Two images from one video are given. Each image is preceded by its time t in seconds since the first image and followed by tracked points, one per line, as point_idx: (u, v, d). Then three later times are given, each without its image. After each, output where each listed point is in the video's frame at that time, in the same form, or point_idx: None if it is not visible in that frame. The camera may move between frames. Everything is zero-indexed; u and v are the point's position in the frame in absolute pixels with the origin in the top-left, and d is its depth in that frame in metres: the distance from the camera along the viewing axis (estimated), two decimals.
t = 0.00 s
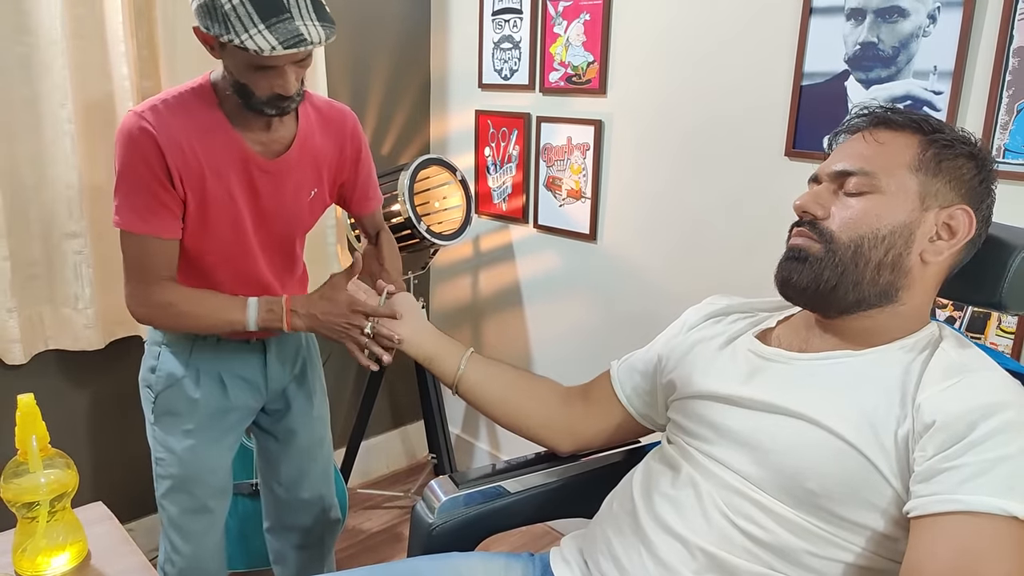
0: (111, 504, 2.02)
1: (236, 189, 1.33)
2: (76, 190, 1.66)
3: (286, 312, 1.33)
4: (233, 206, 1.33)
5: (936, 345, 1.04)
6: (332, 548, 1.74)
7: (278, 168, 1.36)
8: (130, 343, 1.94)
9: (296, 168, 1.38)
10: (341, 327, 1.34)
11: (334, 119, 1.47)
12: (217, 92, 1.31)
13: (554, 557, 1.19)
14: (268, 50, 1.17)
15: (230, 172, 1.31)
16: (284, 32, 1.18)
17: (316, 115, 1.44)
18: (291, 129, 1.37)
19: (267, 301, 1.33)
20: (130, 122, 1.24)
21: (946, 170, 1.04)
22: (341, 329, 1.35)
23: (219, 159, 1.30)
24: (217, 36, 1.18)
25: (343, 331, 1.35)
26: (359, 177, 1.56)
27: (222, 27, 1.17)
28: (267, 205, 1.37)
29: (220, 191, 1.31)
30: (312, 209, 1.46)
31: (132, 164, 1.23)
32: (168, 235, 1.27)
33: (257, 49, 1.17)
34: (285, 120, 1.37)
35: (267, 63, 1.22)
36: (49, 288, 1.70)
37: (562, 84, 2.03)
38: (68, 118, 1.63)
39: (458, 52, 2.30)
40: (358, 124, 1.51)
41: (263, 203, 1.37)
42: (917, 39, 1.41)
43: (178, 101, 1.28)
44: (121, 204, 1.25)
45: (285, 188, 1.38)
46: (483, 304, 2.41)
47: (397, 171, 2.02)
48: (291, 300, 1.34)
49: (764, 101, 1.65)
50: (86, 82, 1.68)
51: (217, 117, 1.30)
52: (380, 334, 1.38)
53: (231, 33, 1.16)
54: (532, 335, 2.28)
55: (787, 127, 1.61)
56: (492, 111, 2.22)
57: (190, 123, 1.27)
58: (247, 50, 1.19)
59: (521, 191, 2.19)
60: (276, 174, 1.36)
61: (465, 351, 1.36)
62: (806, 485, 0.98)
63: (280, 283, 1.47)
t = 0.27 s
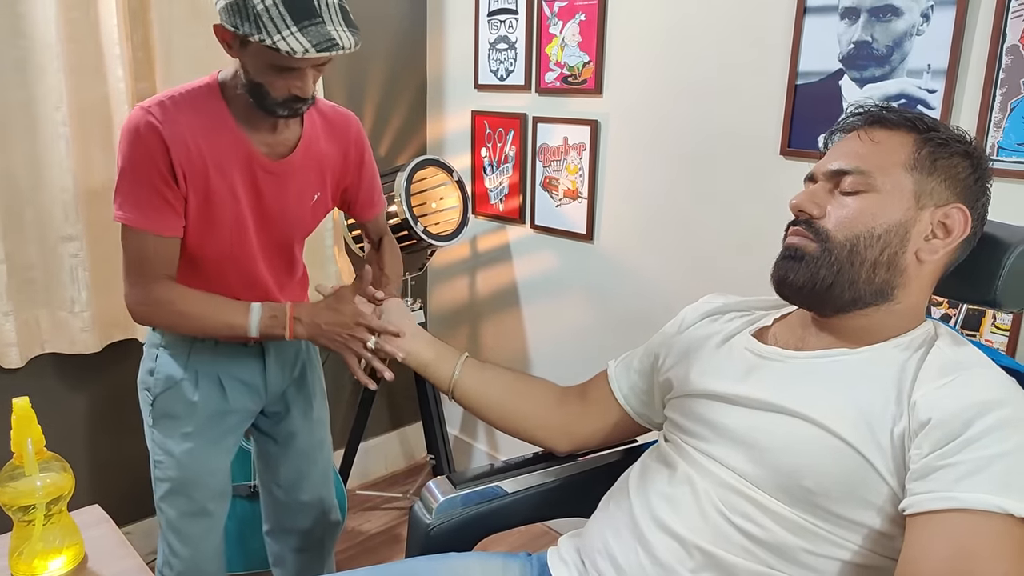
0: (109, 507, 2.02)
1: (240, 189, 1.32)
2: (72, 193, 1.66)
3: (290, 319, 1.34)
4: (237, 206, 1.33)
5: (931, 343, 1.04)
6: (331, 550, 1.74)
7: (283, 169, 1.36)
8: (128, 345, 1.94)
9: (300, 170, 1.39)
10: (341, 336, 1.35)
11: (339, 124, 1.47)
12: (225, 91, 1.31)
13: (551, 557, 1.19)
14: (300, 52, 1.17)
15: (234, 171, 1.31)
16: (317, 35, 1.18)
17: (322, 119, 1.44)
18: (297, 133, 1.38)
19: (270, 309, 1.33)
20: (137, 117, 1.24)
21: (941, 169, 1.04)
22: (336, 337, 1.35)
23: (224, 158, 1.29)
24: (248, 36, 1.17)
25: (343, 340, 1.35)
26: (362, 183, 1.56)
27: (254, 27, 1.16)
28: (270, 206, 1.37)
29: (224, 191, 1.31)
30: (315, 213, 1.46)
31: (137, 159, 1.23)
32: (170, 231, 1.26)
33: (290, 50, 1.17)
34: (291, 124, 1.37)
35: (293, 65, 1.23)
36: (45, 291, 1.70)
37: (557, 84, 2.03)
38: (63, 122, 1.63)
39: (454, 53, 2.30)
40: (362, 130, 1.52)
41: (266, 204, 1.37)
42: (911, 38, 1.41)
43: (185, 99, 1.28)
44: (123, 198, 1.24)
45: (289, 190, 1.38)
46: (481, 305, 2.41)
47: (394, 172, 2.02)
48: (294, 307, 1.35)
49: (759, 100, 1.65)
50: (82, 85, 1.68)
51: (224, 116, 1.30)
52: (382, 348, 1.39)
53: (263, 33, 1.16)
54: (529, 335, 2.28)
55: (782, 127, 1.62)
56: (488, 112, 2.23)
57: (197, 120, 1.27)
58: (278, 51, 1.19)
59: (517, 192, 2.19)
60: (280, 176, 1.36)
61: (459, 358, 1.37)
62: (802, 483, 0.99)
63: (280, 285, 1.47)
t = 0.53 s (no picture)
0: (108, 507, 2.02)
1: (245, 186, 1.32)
2: (71, 194, 1.66)
3: (301, 326, 1.32)
4: (242, 203, 1.33)
5: (929, 342, 1.04)
6: (332, 551, 1.74)
7: (289, 169, 1.36)
8: (127, 345, 1.94)
9: (305, 170, 1.39)
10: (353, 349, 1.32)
11: (344, 126, 1.48)
12: (233, 89, 1.32)
13: (549, 556, 1.18)
14: (310, 48, 1.19)
15: (240, 168, 1.31)
16: (326, 33, 1.20)
17: (327, 121, 1.45)
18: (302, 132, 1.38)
19: (281, 313, 1.32)
20: (145, 112, 1.24)
21: (937, 168, 1.04)
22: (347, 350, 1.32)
23: (230, 155, 1.30)
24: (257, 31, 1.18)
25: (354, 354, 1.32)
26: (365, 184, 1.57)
27: (264, 23, 1.17)
28: (275, 205, 1.37)
29: (230, 188, 1.31)
30: (318, 214, 1.46)
31: (144, 153, 1.23)
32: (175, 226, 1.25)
33: (299, 46, 1.18)
34: (296, 123, 1.38)
35: (300, 62, 1.24)
36: (44, 291, 1.71)
37: (556, 84, 2.03)
38: (62, 122, 1.63)
39: (453, 53, 2.30)
40: (366, 133, 1.53)
41: (271, 203, 1.37)
42: (909, 37, 1.41)
43: (193, 95, 1.29)
44: (129, 192, 1.24)
45: (294, 190, 1.38)
46: (480, 304, 2.41)
47: (393, 172, 2.02)
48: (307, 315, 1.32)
49: (757, 99, 1.65)
50: (81, 85, 1.68)
51: (231, 113, 1.30)
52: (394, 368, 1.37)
53: (272, 28, 1.17)
54: (528, 335, 2.28)
55: (780, 126, 1.62)
56: (487, 111, 2.23)
57: (204, 117, 1.27)
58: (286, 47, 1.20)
59: (516, 191, 2.19)
60: (285, 175, 1.36)
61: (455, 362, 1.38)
62: (800, 482, 0.99)
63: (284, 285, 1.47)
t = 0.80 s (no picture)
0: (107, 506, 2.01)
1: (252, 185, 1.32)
2: (72, 192, 1.66)
3: (298, 319, 1.32)
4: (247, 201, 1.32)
5: (931, 343, 1.04)
6: (332, 550, 1.73)
7: (297, 170, 1.35)
8: (128, 344, 1.94)
9: (312, 173, 1.38)
10: (352, 341, 1.34)
11: (352, 130, 1.48)
12: (244, 87, 1.31)
13: (549, 556, 1.18)
14: (327, 48, 1.18)
15: (248, 168, 1.30)
16: (344, 33, 1.19)
17: (335, 124, 1.45)
18: (311, 133, 1.38)
19: (279, 307, 1.31)
20: (155, 106, 1.23)
21: (941, 169, 1.04)
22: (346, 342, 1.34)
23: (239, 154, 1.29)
24: (274, 30, 1.17)
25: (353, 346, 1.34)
26: (370, 189, 1.57)
27: (282, 22, 1.17)
28: (281, 206, 1.36)
29: (237, 186, 1.30)
30: (322, 216, 1.45)
31: (153, 147, 1.22)
32: (180, 223, 1.24)
33: (316, 46, 1.17)
34: (305, 124, 1.37)
35: (315, 63, 1.24)
36: (44, 289, 1.70)
37: (557, 84, 2.03)
38: (62, 120, 1.63)
39: (454, 52, 2.30)
40: (373, 138, 1.53)
41: (277, 204, 1.36)
42: (912, 37, 1.41)
43: (204, 92, 1.28)
44: (135, 186, 1.22)
45: (301, 191, 1.38)
46: (480, 304, 2.41)
47: (394, 171, 2.02)
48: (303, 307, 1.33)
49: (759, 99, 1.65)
50: (82, 83, 1.68)
51: (243, 111, 1.29)
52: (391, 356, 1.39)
53: (290, 28, 1.17)
54: (529, 335, 2.28)
55: (782, 126, 1.61)
56: (488, 111, 2.22)
57: (215, 114, 1.27)
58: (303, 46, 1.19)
59: (517, 191, 2.19)
60: (293, 176, 1.35)
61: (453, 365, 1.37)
62: (801, 483, 0.98)
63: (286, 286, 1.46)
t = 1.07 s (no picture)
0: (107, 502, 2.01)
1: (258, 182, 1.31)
2: (72, 187, 1.65)
3: (307, 313, 1.29)
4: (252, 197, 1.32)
5: (932, 341, 1.03)
6: (329, 548, 1.73)
7: (304, 169, 1.35)
8: (128, 340, 1.94)
9: (319, 172, 1.38)
10: (363, 335, 1.34)
11: (359, 133, 1.48)
12: (257, 82, 1.30)
13: (547, 554, 1.17)
14: (355, 47, 1.17)
15: (255, 164, 1.30)
16: (372, 34, 1.19)
17: (342, 127, 1.44)
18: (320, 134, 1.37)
19: (287, 301, 1.29)
20: (168, 97, 1.23)
21: (944, 166, 1.03)
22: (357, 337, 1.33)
23: (248, 150, 1.28)
24: (302, 27, 1.17)
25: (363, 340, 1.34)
26: (374, 191, 1.56)
27: (310, 19, 1.16)
28: (285, 203, 1.36)
29: (243, 182, 1.30)
30: (325, 215, 1.45)
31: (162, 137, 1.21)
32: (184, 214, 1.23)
33: (344, 44, 1.17)
34: (312, 124, 1.36)
35: (336, 62, 1.23)
36: (44, 285, 1.70)
37: (558, 81, 2.02)
38: (63, 115, 1.62)
39: (455, 49, 2.30)
40: (378, 142, 1.52)
41: (282, 201, 1.35)
42: (915, 34, 1.40)
43: (216, 86, 1.27)
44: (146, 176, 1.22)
45: (306, 190, 1.37)
46: (480, 301, 2.41)
47: (395, 167, 2.01)
48: (313, 303, 1.31)
49: (761, 96, 1.64)
50: (82, 78, 1.67)
51: (255, 108, 1.29)
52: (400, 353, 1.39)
53: (319, 26, 1.16)
54: (529, 333, 2.27)
55: (784, 124, 1.61)
56: (489, 108, 2.22)
57: (227, 109, 1.26)
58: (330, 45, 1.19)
59: (518, 188, 2.18)
60: (300, 175, 1.35)
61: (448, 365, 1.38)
62: (800, 481, 0.98)
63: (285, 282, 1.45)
